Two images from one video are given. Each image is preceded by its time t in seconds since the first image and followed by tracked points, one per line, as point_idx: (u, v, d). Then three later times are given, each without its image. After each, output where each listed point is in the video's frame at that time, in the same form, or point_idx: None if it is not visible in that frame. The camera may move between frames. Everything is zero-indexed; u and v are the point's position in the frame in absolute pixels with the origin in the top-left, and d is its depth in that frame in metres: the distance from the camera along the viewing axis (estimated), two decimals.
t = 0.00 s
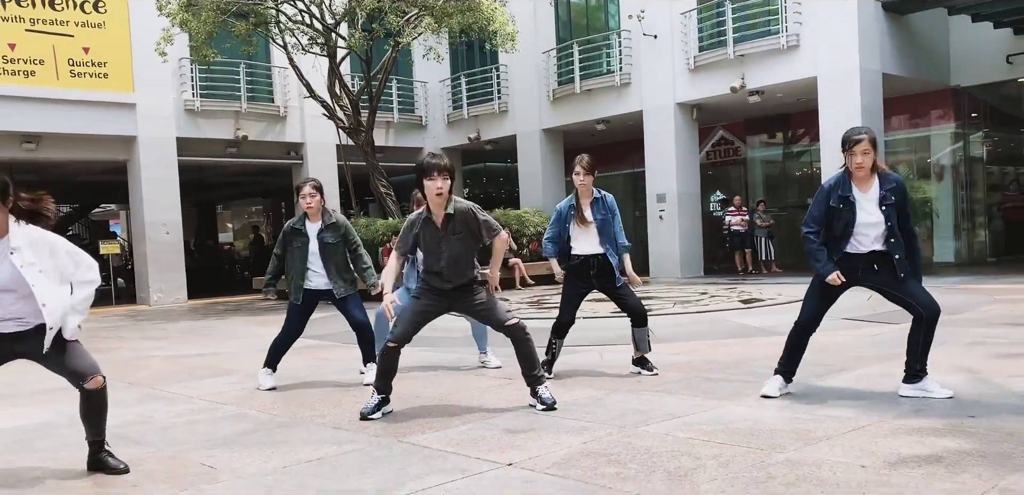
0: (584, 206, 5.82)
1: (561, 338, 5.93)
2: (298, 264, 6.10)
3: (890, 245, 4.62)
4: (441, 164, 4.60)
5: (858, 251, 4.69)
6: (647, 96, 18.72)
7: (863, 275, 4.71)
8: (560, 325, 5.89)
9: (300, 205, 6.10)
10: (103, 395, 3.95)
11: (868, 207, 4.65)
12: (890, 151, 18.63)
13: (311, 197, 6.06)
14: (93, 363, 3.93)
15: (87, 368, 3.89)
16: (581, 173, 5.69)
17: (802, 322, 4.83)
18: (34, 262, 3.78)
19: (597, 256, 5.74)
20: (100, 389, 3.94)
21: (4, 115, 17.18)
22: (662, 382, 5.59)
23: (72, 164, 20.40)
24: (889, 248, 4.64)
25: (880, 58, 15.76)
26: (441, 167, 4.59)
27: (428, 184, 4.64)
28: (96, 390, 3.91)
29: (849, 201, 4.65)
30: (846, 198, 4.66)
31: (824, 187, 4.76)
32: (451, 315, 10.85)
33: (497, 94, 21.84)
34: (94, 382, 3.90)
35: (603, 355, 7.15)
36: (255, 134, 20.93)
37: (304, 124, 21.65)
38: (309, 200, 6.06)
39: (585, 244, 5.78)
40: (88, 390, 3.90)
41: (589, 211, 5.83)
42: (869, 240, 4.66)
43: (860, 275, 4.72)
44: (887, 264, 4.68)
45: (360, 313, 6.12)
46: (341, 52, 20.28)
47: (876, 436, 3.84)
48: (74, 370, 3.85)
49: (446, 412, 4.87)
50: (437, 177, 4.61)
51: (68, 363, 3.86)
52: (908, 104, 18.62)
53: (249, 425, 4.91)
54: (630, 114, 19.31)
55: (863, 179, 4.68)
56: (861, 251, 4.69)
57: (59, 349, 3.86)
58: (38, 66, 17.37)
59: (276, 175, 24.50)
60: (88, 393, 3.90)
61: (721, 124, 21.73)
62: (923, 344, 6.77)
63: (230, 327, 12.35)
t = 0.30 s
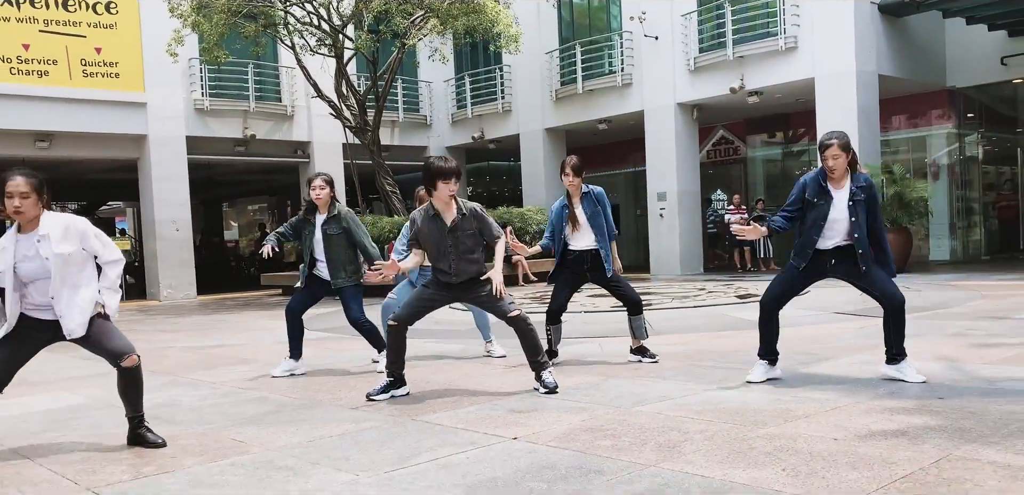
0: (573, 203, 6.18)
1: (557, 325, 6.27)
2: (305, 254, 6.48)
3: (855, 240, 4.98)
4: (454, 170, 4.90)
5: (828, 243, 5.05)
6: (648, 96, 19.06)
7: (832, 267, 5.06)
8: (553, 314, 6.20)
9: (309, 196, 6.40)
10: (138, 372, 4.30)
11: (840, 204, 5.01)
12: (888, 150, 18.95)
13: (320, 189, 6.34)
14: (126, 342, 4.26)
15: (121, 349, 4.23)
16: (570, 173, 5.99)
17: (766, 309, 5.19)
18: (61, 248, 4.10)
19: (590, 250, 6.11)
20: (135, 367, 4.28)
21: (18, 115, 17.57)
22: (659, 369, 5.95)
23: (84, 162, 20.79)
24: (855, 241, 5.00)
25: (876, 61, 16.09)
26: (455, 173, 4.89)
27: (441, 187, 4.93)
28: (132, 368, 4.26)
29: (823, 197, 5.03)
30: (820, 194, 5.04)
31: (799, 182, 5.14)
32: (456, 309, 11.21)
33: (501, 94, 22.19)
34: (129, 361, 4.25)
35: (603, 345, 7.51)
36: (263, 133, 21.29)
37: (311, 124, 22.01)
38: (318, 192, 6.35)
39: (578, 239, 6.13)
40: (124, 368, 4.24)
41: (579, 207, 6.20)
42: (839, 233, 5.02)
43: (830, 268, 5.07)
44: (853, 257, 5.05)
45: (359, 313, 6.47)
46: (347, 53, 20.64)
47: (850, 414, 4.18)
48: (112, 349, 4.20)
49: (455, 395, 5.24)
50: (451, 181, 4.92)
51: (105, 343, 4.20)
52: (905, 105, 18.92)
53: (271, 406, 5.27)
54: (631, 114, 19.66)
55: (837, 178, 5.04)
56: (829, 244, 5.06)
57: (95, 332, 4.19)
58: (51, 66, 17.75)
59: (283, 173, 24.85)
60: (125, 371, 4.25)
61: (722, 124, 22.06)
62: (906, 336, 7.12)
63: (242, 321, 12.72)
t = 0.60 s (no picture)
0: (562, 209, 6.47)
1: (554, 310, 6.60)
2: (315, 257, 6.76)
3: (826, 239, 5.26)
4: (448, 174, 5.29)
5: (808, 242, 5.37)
6: (652, 97, 19.37)
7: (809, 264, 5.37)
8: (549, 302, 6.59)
9: (313, 200, 6.72)
10: (169, 360, 4.62)
11: (810, 206, 5.34)
12: (890, 150, 19.22)
13: (323, 193, 6.67)
14: (156, 334, 4.56)
15: (150, 340, 4.54)
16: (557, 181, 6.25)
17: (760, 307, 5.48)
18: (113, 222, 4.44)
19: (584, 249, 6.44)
20: (163, 357, 4.60)
21: (36, 115, 17.94)
22: (661, 360, 6.28)
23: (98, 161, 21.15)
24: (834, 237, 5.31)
25: (877, 62, 16.37)
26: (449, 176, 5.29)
27: (437, 190, 5.31)
28: (160, 358, 4.58)
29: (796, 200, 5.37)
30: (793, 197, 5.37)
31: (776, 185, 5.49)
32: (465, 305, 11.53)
33: (507, 94, 22.50)
34: (156, 351, 4.56)
35: (609, 339, 7.83)
36: (274, 133, 21.65)
37: (321, 123, 22.36)
38: (322, 195, 6.67)
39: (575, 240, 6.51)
40: (152, 359, 4.56)
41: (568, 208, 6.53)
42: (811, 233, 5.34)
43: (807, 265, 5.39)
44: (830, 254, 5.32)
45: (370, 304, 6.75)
46: (357, 54, 20.99)
47: (839, 400, 4.50)
48: (144, 338, 4.53)
49: (470, 384, 5.57)
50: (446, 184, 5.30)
51: (138, 331, 4.54)
52: (906, 105, 19.18)
53: (297, 394, 5.61)
54: (635, 113, 19.96)
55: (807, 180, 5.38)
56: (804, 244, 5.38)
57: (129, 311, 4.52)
58: (67, 67, 18.11)
59: (292, 172, 25.20)
60: (157, 359, 4.58)
61: (725, 124, 22.33)
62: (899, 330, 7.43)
63: (256, 316, 13.07)
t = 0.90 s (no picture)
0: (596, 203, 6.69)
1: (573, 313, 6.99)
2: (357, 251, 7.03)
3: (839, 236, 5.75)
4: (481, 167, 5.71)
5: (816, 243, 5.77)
6: (657, 97, 19.66)
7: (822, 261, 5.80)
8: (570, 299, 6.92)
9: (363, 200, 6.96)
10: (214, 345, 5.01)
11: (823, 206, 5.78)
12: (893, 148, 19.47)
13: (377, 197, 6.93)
14: (201, 318, 4.96)
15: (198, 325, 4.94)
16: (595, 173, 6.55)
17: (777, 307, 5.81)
18: (152, 228, 4.80)
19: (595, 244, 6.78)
20: (210, 339, 5.00)
21: (53, 114, 18.30)
22: (666, 351, 6.60)
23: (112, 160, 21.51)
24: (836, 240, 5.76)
25: (879, 62, 16.63)
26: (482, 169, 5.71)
27: (471, 183, 5.70)
28: (207, 341, 4.97)
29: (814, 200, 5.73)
30: (812, 199, 5.73)
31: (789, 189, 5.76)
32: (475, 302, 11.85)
33: (514, 94, 22.79)
34: (205, 333, 4.96)
35: (615, 332, 8.15)
36: (284, 132, 21.99)
37: (330, 123, 22.69)
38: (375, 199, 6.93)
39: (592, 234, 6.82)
40: (202, 340, 4.96)
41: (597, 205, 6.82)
42: (825, 232, 5.76)
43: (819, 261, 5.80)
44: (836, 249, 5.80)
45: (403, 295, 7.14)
46: (366, 54, 21.31)
47: (833, 386, 4.80)
48: (193, 322, 4.92)
49: (485, 373, 5.89)
50: (479, 178, 5.70)
51: (184, 318, 4.91)
52: (908, 104, 19.43)
53: (321, 381, 5.94)
54: (640, 113, 20.25)
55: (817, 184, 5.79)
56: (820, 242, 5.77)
57: (172, 303, 4.90)
58: (83, 67, 18.45)
59: (301, 170, 25.54)
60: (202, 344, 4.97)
61: (729, 123, 22.59)
62: (894, 324, 7.73)
63: (270, 311, 13.41)
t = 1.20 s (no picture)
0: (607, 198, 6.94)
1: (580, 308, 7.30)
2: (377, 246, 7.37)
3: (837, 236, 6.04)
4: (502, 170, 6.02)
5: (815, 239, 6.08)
6: (661, 97, 19.95)
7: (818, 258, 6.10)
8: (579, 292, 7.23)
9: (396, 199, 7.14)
10: (240, 340, 5.31)
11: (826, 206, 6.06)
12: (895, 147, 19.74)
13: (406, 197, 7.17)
14: (229, 313, 5.28)
15: (226, 317, 5.25)
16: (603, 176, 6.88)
17: (775, 298, 6.10)
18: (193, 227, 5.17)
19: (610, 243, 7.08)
20: (237, 334, 5.30)
21: (68, 115, 18.65)
22: (669, 343, 6.90)
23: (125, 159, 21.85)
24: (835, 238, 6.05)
25: (880, 62, 16.89)
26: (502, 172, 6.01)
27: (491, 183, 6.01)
28: (235, 333, 5.27)
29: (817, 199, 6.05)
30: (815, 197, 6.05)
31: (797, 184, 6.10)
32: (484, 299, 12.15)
33: (520, 94, 23.09)
34: (233, 327, 5.27)
35: (620, 327, 8.46)
36: (294, 132, 22.33)
37: (339, 123, 23.03)
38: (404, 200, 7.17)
39: (603, 231, 7.08)
40: (230, 333, 5.26)
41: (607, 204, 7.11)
42: (825, 230, 6.06)
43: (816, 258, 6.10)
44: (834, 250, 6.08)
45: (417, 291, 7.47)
46: (375, 55, 21.64)
47: (826, 375, 5.09)
48: (221, 315, 5.23)
49: (497, 364, 6.20)
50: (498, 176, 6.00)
51: (213, 312, 5.23)
52: (910, 104, 19.67)
53: (342, 371, 6.25)
54: (645, 113, 20.55)
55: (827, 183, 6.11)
56: (819, 240, 6.08)
57: (201, 299, 5.22)
58: (97, 69, 18.78)
59: (309, 169, 25.88)
60: (231, 337, 5.27)
61: (733, 123, 22.85)
62: (890, 318, 8.02)
63: (283, 308, 13.74)
